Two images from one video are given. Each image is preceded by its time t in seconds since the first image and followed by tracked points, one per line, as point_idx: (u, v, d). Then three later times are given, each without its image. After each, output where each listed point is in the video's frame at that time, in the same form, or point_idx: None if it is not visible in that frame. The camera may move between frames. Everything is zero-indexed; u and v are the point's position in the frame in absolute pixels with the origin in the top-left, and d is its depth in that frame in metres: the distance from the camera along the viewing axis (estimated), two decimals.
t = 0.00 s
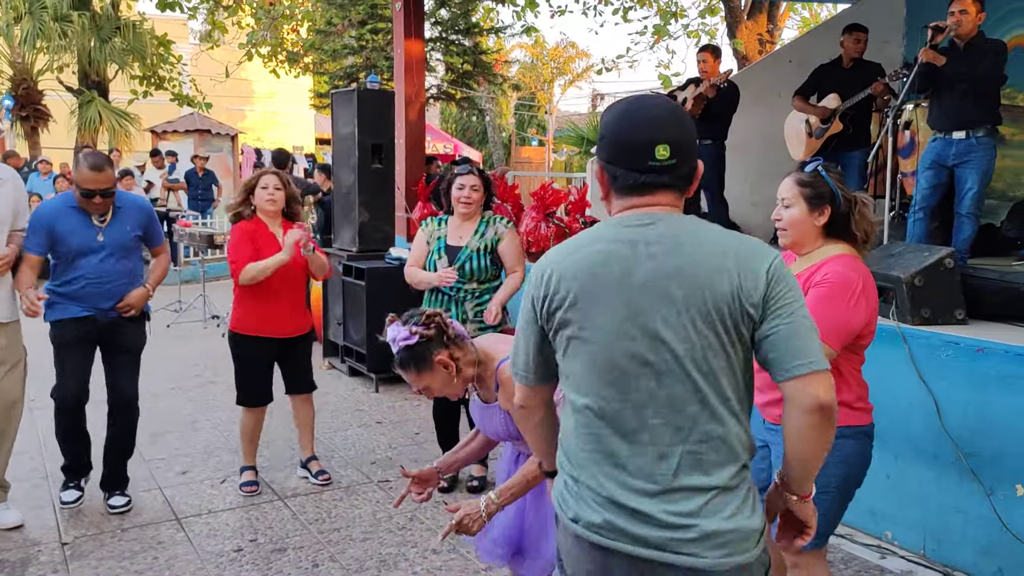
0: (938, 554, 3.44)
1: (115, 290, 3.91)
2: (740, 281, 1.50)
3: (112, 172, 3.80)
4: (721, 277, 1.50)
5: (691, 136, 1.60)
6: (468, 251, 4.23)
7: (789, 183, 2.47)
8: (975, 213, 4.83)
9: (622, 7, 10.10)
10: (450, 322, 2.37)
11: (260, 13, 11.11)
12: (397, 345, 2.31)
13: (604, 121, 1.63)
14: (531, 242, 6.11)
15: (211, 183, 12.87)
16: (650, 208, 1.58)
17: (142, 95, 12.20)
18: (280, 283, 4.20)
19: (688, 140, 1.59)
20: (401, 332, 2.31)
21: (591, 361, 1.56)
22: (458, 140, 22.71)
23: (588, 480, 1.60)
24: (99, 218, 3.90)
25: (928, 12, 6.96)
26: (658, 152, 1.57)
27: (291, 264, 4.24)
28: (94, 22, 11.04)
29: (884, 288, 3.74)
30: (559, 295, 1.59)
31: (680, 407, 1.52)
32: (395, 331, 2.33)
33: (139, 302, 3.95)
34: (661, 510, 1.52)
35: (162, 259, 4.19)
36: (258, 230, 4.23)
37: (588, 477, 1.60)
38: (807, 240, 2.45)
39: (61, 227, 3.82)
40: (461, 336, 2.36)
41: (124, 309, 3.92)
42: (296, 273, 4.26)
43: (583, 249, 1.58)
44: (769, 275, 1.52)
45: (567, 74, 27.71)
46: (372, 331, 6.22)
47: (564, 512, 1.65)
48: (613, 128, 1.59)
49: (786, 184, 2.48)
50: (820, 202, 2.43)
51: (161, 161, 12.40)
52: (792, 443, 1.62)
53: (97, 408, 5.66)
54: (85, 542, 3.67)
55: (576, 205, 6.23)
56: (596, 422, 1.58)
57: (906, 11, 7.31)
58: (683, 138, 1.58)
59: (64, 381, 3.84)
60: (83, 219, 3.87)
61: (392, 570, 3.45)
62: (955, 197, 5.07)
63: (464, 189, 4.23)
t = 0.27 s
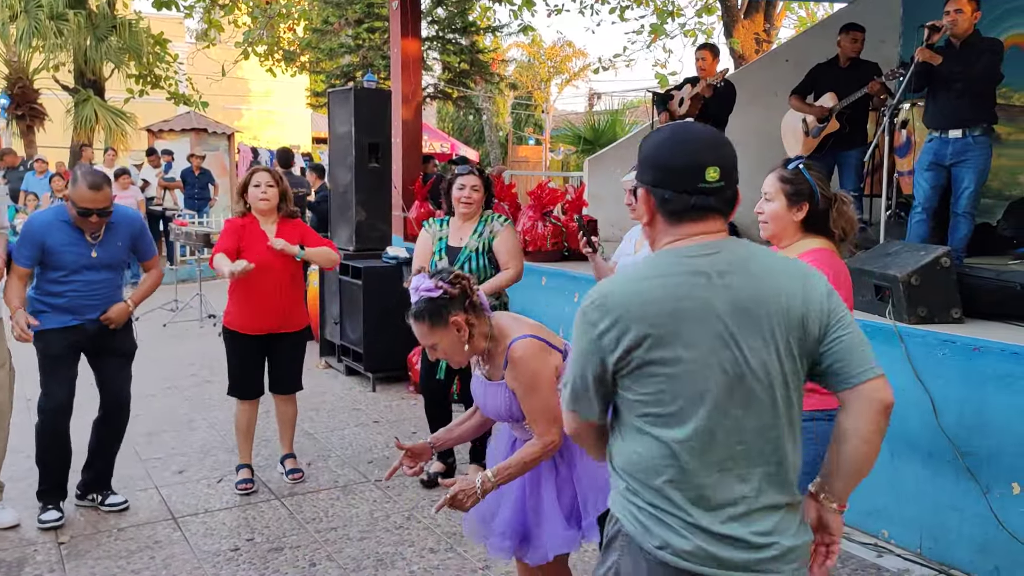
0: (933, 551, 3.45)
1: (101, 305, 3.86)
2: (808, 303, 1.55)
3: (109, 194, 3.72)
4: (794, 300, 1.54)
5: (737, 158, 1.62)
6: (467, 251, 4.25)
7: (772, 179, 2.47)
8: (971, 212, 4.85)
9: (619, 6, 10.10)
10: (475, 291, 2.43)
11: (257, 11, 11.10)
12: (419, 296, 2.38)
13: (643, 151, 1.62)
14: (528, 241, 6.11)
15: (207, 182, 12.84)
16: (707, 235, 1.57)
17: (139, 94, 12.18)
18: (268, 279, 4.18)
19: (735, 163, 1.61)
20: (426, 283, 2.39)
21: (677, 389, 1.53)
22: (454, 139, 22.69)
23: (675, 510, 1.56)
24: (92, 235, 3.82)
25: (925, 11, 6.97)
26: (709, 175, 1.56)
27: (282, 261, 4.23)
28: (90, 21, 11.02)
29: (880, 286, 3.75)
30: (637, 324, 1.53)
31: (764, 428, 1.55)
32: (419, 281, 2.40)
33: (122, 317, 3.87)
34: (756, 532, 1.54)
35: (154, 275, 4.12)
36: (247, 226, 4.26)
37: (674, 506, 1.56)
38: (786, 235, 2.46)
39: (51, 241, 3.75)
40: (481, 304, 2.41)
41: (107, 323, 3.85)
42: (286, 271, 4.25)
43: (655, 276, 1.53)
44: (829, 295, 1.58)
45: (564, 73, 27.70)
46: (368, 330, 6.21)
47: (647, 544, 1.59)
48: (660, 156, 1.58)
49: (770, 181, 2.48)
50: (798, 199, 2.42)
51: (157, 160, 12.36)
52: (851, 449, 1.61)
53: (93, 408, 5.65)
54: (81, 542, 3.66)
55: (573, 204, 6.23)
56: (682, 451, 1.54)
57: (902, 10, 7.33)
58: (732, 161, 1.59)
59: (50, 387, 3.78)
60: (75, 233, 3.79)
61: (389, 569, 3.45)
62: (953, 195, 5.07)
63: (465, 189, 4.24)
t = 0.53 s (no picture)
0: (930, 549, 3.47)
1: (88, 293, 3.87)
2: (879, 301, 1.63)
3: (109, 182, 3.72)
4: (869, 297, 1.61)
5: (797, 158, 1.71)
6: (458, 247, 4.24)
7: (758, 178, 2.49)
8: (967, 211, 4.86)
9: (616, 6, 10.12)
10: (505, 265, 2.42)
11: (254, 10, 11.11)
12: (449, 252, 2.35)
13: (713, 150, 1.68)
14: (525, 240, 6.12)
15: (204, 181, 12.83)
16: (783, 228, 1.65)
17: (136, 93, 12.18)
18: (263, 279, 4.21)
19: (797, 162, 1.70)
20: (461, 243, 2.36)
21: (771, 385, 1.55)
22: (452, 138, 22.70)
23: (764, 507, 1.58)
24: (86, 223, 3.83)
25: (921, 12, 7.00)
26: (784, 171, 1.65)
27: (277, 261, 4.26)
28: (88, 19, 11.02)
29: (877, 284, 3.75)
30: (735, 319, 1.54)
31: (846, 423, 1.60)
32: (455, 239, 2.37)
33: (109, 306, 3.88)
34: (838, 526, 1.59)
35: (140, 265, 4.16)
36: (239, 227, 4.27)
37: (764, 504, 1.58)
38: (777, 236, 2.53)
39: (46, 227, 3.74)
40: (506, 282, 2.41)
41: (94, 311, 3.86)
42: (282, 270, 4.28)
43: (747, 272, 1.56)
44: (891, 296, 1.67)
45: (561, 73, 27.77)
46: (366, 329, 6.22)
47: (733, 546, 1.60)
48: (735, 152, 1.64)
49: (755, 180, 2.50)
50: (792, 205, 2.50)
51: (154, 159, 12.35)
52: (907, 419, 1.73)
53: (90, 405, 5.65)
54: (80, 540, 3.67)
55: (570, 203, 6.23)
56: (774, 447, 1.57)
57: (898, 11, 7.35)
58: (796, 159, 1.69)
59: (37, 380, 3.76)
60: (71, 221, 3.80)
61: (388, 567, 3.46)
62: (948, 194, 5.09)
63: (458, 185, 4.25)
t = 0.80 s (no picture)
0: (925, 547, 3.49)
1: (83, 284, 3.82)
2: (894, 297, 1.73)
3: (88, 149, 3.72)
4: (890, 292, 1.71)
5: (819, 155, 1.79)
6: (447, 248, 4.23)
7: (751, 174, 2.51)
8: (962, 210, 4.88)
9: (613, 5, 10.13)
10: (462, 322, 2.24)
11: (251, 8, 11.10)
12: (405, 334, 2.18)
13: (745, 142, 1.71)
14: (522, 238, 6.12)
15: (200, 179, 12.81)
16: (811, 221, 1.72)
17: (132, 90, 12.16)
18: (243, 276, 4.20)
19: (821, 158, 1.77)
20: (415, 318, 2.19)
21: (815, 371, 1.60)
22: (448, 137, 22.70)
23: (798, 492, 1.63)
24: (70, 206, 3.80)
25: (917, 12, 7.02)
26: (816, 165, 1.72)
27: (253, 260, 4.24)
28: (84, 16, 11.00)
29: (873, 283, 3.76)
30: (785, 303, 1.58)
31: (874, 413, 1.67)
32: (407, 319, 2.20)
33: (106, 297, 3.87)
34: (864, 513, 1.65)
35: (118, 256, 4.16)
36: (214, 224, 4.30)
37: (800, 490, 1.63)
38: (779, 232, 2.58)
39: (36, 218, 3.69)
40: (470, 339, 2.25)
41: (91, 305, 3.84)
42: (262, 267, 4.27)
43: (791, 260, 1.61)
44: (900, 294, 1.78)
45: (557, 71, 27.80)
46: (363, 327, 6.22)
47: (767, 534, 1.64)
48: (770, 145, 1.69)
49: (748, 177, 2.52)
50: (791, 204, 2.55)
51: (150, 157, 12.33)
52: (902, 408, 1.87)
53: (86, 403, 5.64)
54: (76, 538, 3.67)
55: (567, 202, 6.23)
56: (812, 432, 1.62)
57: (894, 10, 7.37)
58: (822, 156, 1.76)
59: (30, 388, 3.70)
60: (59, 210, 3.77)
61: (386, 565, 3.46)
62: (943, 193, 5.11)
63: (446, 187, 4.26)
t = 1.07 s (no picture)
0: (922, 545, 3.49)
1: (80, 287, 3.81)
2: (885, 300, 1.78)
3: (65, 151, 3.67)
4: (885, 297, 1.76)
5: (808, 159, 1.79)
6: (444, 244, 4.25)
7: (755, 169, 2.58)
8: (958, 209, 4.89)
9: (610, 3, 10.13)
10: (444, 380, 2.34)
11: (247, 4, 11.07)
12: (389, 403, 2.27)
13: (744, 150, 1.70)
14: (519, 236, 6.12)
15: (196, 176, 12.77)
16: (810, 226, 1.73)
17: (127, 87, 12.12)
18: (233, 273, 4.19)
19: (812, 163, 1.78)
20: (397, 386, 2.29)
21: (836, 379, 1.61)
22: (444, 134, 22.66)
23: (818, 495, 1.64)
24: (60, 208, 3.77)
25: (913, 11, 7.03)
26: (812, 170, 1.72)
27: (242, 258, 4.21)
28: (79, 12, 10.96)
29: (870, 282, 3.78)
30: (811, 314, 1.58)
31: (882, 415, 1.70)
32: (390, 388, 2.28)
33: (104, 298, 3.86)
34: (872, 512, 1.68)
35: (106, 259, 4.13)
36: (203, 221, 4.28)
37: (818, 493, 1.64)
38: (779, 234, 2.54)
39: (32, 221, 3.67)
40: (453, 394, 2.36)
41: (87, 309, 3.81)
42: (251, 266, 4.25)
43: (809, 271, 1.61)
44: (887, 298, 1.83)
45: (553, 69, 27.76)
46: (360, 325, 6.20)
47: (786, 539, 1.65)
48: (771, 153, 1.68)
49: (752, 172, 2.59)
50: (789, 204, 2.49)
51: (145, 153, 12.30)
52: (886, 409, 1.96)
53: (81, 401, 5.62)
54: (72, 536, 3.65)
55: (563, 200, 6.22)
56: (830, 436, 1.64)
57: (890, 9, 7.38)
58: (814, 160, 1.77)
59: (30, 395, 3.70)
60: (53, 212, 3.74)
61: (383, 562, 3.46)
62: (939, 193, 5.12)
63: (443, 185, 4.23)
